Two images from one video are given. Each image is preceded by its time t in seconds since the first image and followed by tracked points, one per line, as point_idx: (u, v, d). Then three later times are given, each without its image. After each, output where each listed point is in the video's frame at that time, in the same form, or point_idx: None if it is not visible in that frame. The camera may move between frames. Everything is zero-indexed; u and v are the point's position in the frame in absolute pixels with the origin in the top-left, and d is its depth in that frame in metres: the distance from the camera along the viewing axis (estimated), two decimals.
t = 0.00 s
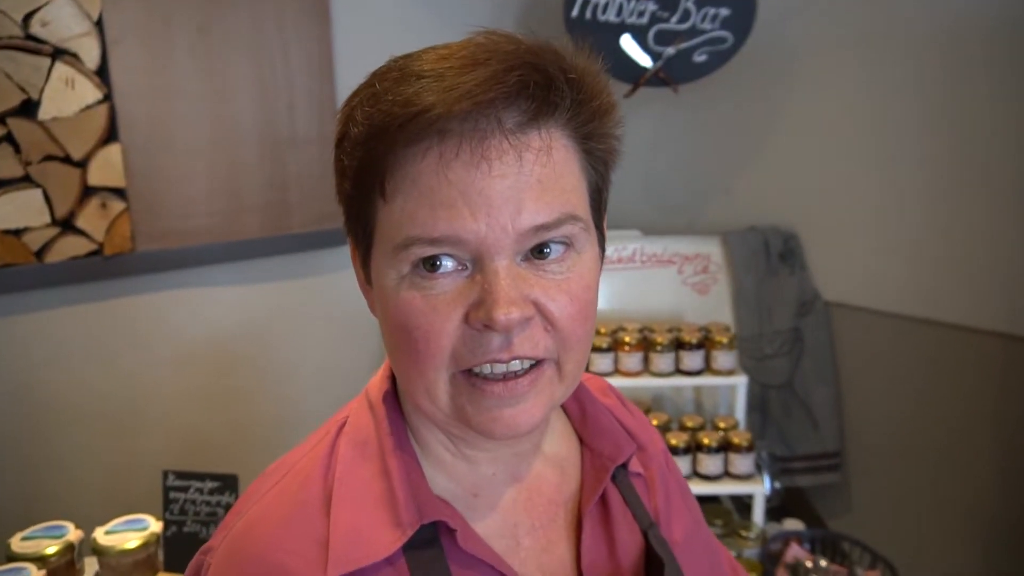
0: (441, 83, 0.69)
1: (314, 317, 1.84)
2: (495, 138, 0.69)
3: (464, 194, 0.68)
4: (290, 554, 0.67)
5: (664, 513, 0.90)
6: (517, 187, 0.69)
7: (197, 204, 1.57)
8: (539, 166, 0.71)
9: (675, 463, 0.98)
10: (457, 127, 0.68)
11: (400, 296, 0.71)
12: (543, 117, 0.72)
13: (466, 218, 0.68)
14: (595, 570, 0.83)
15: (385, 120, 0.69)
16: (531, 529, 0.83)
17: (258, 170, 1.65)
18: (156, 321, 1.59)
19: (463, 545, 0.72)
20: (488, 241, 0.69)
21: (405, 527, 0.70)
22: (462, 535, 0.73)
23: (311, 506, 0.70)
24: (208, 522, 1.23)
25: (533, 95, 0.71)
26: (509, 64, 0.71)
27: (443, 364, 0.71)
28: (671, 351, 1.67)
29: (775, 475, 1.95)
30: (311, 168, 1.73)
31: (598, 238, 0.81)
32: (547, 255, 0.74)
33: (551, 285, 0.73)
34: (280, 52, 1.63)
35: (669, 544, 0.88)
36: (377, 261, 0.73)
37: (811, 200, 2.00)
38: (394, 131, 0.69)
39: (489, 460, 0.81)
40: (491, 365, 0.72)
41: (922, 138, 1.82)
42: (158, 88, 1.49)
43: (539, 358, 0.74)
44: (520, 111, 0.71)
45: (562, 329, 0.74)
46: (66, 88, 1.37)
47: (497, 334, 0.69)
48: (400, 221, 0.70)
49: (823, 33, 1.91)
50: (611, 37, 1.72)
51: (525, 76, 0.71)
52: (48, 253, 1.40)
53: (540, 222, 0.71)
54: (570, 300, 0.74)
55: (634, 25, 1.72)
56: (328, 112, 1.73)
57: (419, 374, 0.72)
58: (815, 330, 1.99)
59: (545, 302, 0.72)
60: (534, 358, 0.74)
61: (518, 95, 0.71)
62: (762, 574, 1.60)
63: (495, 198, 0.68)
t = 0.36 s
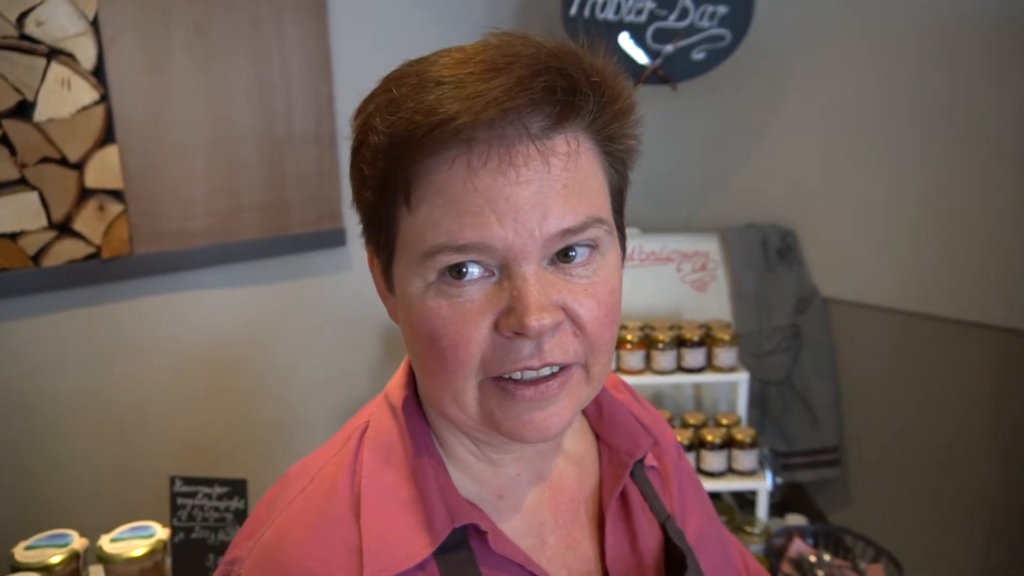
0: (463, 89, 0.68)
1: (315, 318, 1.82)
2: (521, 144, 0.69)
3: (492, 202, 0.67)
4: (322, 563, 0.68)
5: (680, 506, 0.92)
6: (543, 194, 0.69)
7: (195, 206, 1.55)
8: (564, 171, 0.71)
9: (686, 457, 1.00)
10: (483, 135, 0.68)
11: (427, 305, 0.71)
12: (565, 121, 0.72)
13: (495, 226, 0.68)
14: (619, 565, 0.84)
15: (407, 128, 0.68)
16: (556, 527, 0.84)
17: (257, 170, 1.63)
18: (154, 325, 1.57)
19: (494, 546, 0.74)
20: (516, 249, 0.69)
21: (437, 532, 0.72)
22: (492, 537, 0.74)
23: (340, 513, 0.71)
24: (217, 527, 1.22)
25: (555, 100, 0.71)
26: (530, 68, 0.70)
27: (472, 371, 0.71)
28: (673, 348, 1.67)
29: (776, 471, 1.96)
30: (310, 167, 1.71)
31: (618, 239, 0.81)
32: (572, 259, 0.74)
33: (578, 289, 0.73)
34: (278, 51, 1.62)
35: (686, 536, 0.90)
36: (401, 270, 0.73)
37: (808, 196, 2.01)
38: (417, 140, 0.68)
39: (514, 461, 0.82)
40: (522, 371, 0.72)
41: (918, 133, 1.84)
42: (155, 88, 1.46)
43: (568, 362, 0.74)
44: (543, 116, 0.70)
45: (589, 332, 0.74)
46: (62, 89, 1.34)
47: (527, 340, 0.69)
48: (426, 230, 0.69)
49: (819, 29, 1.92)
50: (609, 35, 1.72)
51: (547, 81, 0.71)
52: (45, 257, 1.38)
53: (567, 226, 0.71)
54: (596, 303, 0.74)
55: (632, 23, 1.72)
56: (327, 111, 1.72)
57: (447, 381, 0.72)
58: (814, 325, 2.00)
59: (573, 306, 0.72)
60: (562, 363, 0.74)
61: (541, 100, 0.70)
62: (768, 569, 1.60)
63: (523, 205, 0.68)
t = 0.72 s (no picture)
0: (458, 73, 0.68)
1: (308, 317, 1.81)
2: (520, 128, 0.69)
3: (494, 188, 0.67)
4: None
5: (680, 495, 0.95)
6: (545, 178, 0.69)
7: (186, 204, 1.54)
8: (564, 153, 0.71)
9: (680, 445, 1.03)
10: (480, 119, 0.68)
11: (431, 301, 0.70)
12: (561, 104, 0.72)
13: (499, 214, 0.67)
14: (631, 561, 0.85)
15: (403, 117, 0.68)
16: (565, 528, 0.84)
17: (248, 168, 1.62)
18: (145, 326, 1.55)
19: (508, 553, 0.74)
20: (522, 237, 0.68)
21: (451, 542, 0.72)
22: (506, 544, 0.75)
23: (348, 525, 0.71)
24: (214, 527, 1.21)
25: (550, 81, 0.71)
26: (523, 50, 0.71)
27: (481, 368, 0.70)
28: (668, 342, 1.67)
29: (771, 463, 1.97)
30: (303, 165, 1.70)
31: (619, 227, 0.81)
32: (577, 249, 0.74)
33: (583, 279, 0.73)
34: (269, 48, 1.61)
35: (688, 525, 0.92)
36: (402, 268, 0.72)
37: (799, 190, 2.03)
38: (414, 129, 0.67)
39: (519, 463, 0.82)
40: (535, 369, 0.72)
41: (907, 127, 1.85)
42: (144, 85, 1.45)
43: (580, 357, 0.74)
44: (539, 98, 0.71)
45: (598, 322, 0.74)
46: (49, 87, 1.32)
47: (539, 333, 0.69)
48: (428, 223, 0.69)
49: (808, 24, 1.94)
50: (600, 30, 1.72)
51: (542, 62, 0.71)
52: (34, 257, 1.36)
53: (571, 211, 0.70)
54: (602, 292, 0.74)
55: (623, 18, 1.72)
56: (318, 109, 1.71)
57: (457, 382, 0.71)
58: (806, 318, 2.01)
59: (581, 296, 0.72)
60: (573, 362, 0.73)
61: (536, 81, 0.70)
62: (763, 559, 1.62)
63: (526, 189, 0.68)
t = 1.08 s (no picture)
0: (396, 98, 0.70)
1: (308, 312, 1.84)
2: (458, 149, 0.70)
3: (433, 211, 0.68)
4: None
5: (692, 515, 0.91)
6: (487, 197, 0.69)
7: (187, 200, 1.57)
8: (509, 171, 0.71)
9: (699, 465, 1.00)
10: (417, 142, 0.69)
11: (385, 322, 0.73)
12: (505, 120, 0.72)
13: (440, 236, 0.69)
14: None
15: (348, 147, 0.71)
16: (553, 544, 0.83)
17: (247, 166, 1.64)
18: (146, 324, 1.58)
19: (478, 563, 0.74)
20: (465, 257, 0.69)
21: (419, 547, 0.72)
22: (476, 554, 0.75)
23: (320, 530, 0.72)
24: (218, 515, 1.23)
25: (492, 100, 0.72)
26: (464, 71, 0.72)
27: (431, 387, 0.72)
28: (664, 334, 1.69)
29: (767, 453, 2.00)
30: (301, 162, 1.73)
31: (587, 237, 0.80)
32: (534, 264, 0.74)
33: (539, 295, 0.73)
34: (267, 46, 1.63)
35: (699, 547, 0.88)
36: (361, 290, 0.75)
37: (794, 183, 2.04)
38: (357, 157, 0.71)
39: (500, 476, 0.82)
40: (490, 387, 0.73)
41: (901, 118, 1.87)
42: (145, 85, 1.48)
43: (536, 374, 0.74)
44: (481, 117, 0.71)
45: (554, 339, 0.73)
46: (52, 87, 1.35)
47: (488, 353, 0.70)
48: (376, 246, 0.72)
49: (802, 18, 1.95)
50: (594, 26, 1.74)
51: (479, 81, 0.72)
52: (39, 254, 1.38)
53: (518, 229, 0.71)
54: (562, 310, 0.74)
55: (617, 13, 1.73)
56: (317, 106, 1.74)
57: (414, 399, 0.73)
58: (802, 310, 2.03)
59: (535, 312, 0.72)
60: (529, 377, 0.74)
61: (476, 101, 0.71)
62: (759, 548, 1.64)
63: (466, 210, 0.69)
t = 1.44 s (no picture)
0: (444, 104, 0.75)
1: (323, 311, 1.87)
2: (500, 150, 0.74)
3: (478, 208, 0.73)
4: (352, 552, 0.76)
5: (759, 529, 0.88)
6: (529, 196, 0.73)
7: (204, 203, 1.61)
8: (549, 171, 0.75)
9: (772, 478, 0.96)
10: (463, 145, 0.74)
11: (436, 313, 0.78)
12: (547, 123, 0.76)
13: (484, 232, 0.73)
14: None
15: (402, 150, 0.77)
16: (599, 546, 0.84)
17: (262, 168, 1.68)
18: (165, 324, 1.63)
19: (519, 559, 0.77)
20: (508, 253, 0.73)
21: (461, 539, 0.77)
22: (519, 551, 0.77)
23: (375, 512, 0.80)
24: (240, 508, 1.27)
25: (535, 103, 0.76)
26: (508, 77, 0.77)
27: (476, 375, 0.77)
28: (670, 332, 1.73)
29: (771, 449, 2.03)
30: (314, 164, 1.76)
31: (631, 235, 0.83)
32: (577, 260, 0.77)
33: (580, 291, 0.76)
34: (280, 51, 1.67)
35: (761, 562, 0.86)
36: (416, 285, 0.81)
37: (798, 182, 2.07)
38: (409, 159, 0.77)
39: (553, 475, 0.85)
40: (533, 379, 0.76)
41: (904, 119, 1.89)
42: (163, 90, 1.51)
43: (578, 369, 0.76)
44: (524, 120, 0.76)
45: (595, 334, 0.76)
46: (75, 94, 1.40)
47: (529, 343, 0.73)
48: (428, 243, 0.77)
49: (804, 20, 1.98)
50: (600, 29, 1.77)
51: (522, 86, 0.76)
52: (63, 256, 1.43)
53: (559, 225, 0.74)
54: (604, 306, 0.76)
55: (624, 17, 1.77)
56: (328, 109, 1.77)
57: (463, 386, 0.78)
58: (806, 307, 2.06)
59: (576, 308, 0.75)
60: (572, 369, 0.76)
61: (519, 105, 0.76)
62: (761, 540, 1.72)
63: (509, 207, 0.73)
